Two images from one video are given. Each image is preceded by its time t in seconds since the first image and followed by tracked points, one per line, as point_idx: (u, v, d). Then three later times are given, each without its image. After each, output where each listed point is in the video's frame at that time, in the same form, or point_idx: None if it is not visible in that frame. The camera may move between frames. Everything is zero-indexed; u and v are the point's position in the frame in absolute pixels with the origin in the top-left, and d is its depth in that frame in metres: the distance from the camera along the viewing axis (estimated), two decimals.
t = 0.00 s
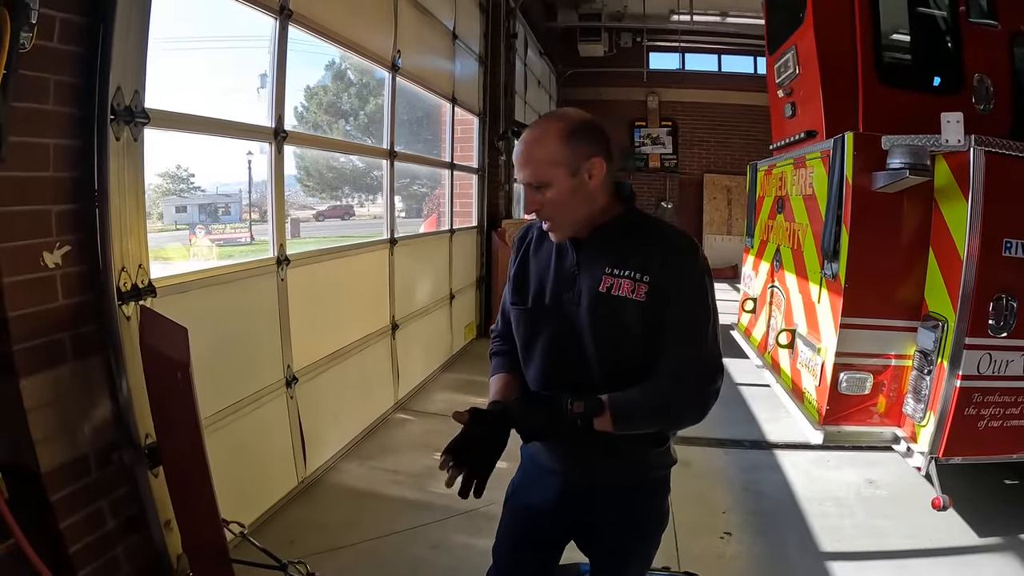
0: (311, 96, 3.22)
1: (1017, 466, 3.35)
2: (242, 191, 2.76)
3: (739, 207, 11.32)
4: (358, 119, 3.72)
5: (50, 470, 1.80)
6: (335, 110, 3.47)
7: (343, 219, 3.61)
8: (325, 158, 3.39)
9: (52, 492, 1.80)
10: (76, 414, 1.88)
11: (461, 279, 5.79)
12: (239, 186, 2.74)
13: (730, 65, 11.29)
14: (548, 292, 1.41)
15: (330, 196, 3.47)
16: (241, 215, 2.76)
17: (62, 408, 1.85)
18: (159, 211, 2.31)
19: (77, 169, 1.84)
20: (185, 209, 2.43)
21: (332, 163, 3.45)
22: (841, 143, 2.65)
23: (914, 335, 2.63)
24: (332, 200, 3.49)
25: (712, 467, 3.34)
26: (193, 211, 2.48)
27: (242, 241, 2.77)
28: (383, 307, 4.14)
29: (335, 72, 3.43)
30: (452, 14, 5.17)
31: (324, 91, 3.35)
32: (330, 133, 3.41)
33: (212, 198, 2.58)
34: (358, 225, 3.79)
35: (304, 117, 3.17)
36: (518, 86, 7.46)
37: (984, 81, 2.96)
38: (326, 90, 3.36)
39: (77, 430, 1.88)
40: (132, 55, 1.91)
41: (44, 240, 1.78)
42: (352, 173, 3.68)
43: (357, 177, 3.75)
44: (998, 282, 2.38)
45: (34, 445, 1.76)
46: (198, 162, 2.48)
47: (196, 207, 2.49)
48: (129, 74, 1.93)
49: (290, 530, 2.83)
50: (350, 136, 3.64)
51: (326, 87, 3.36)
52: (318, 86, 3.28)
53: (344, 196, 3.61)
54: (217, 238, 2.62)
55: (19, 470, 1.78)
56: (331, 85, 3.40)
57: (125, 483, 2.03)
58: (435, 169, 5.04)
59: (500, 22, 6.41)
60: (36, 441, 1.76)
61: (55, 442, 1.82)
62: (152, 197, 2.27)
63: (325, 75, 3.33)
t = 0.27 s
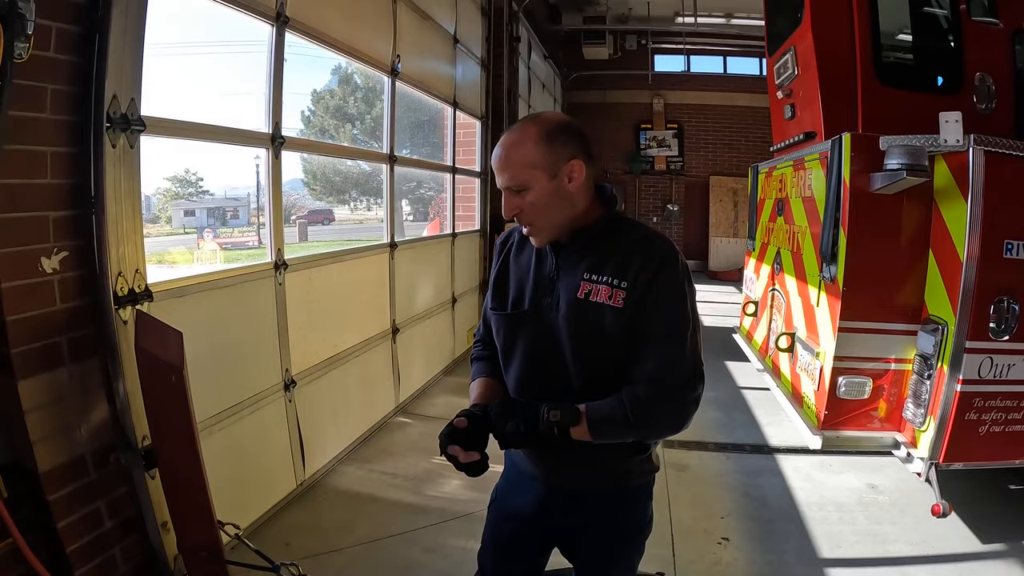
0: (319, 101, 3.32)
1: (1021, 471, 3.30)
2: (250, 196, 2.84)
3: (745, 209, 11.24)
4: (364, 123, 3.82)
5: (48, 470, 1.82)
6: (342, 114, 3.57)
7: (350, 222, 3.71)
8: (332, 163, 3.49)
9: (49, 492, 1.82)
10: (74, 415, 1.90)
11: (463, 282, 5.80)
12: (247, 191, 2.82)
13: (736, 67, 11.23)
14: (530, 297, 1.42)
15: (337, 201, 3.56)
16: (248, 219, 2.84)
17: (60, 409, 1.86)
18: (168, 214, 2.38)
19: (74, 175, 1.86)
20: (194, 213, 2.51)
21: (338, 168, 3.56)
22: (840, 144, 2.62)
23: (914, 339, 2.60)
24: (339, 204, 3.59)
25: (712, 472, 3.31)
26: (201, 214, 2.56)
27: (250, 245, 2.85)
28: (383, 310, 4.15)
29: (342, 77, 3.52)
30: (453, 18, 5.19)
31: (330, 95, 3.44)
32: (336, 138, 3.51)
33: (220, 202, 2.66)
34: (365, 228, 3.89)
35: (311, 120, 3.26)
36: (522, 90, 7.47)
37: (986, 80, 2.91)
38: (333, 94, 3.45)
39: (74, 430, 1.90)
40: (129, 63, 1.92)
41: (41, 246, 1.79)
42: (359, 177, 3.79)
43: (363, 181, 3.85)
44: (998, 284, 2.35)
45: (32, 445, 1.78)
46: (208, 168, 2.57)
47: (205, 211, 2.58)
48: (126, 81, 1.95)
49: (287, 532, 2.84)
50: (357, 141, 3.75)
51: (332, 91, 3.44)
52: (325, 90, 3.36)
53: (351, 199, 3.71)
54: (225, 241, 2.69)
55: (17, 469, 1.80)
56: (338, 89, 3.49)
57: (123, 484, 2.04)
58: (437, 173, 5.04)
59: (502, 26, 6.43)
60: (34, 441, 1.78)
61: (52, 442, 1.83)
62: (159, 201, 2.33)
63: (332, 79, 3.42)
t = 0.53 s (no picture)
0: (323, 102, 3.36)
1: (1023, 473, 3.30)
2: (255, 197, 2.87)
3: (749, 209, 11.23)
4: (368, 125, 3.86)
5: (51, 470, 1.84)
6: (346, 116, 3.60)
7: (355, 223, 3.75)
8: (337, 165, 3.53)
9: (53, 492, 1.84)
10: (77, 416, 1.92)
11: (465, 283, 5.82)
12: (252, 192, 2.85)
13: (739, 67, 11.23)
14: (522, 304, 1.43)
15: (341, 202, 3.59)
16: (253, 220, 2.87)
17: (64, 410, 1.89)
18: (172, 216, 2.41)
19: (77, 180, 1.89)
20: (198, 214, 2.54)
21: (343, 169, 3.60)
22: (838, 145, 2.63)
23: (913, 340, 2.60)
24: (344, 205, 3.63)
25: (711, 473, 3.32)
26: (206, 215, 2.59)
27: (255, 245, 2.89)
28: (385, 312, 4.17)
29: (347, 78, 3.57)
30: (455, 21, 5.21)
31: (334, 96, 3.47)
32: (340, 140, 3.55)
33: (225, 204, 2.69)
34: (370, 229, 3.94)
35: (315, 122, 3.29)
36: (524, 91, 7.49)
37: (986, 80, 2.91)
38: (337, 96, 3.48)
39: (78, 431, 1.92)
40: (131, 68, 1.95)
41: (45, 250, 1.82)
42: (364, 179, 3.83)
43: (367, 183, 3.89)
44: (997, 286, 2.35)
45: (36, 446, 1.80)
46: (213, 169, 2.60)
47: (210, 213, 2.61)
48: (128, 87, 1.97)
49: (289, 532, 2.86)
50: (361, 142, 3.78)
51: (336, 92, 3.48)
52: (329, 91, 3.40)
53: (355, 200, 3.75)
54: (230, 242, 2.73)
55: (21, 469, 1.82)
56: (342, 91, 3.52)
57: (126, 484, 2.06)
58: (439, 174, 5.05)
59: (505, 28, 6.45)
60: (38, 442, 1.80)
61: (56, 442, 1.86)
62: (164, 203, 2.37)
63: (337, 80, 3.46)
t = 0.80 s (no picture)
0: (326, 103, 3.37)
1: None
2: (258, 197, 2.89)
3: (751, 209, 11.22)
4: (371, 125, 3.87)
5: (54, 469, 1.86)
6: (348, 116, 3.62)
7: (358, 223, 3.77)
8: (339, 166, 3.55)
9: (56, 491, 1.86)
10: (80, 416, 1.94)
11: (467, 284, 5.83)
12: (255, 192, 2.87)
13: (741, 67, 11.22)
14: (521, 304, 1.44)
15: (343, 202, 3.61)
16: (256, 220, 2.89)
17: (67, 410, 1.90)
18: (175, 216, 2.42)
19: (80, 182, 1.91)
20: (201, 214, 2.56)
21: (345, 170, 3.61)
22: (838, 145, 2.63)
23: (913, 340, 2.61)
24: (346, 206, 3.64)
25: (712, 473, 3.33)
26: (209, 216, 2.61)
27: (258, 245, 2.91)
28: (387, 312, 4.19)
29: (349, 78, 3.58)
30: (456, 21, 5.22)
31: (337, 96, 3.49)
32: (343, 140, 3.56)
33: (228, 204, 2.71)
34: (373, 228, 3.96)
35: (318, 122, 3.31)
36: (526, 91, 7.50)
37: (986, 80, 2.90)
38: (339, 96, 3.50)
39: (81, 430, 1.94)
40: (133, 70, 1.96)
41: (49, 251, 1.84)
42: (366, 179, 3.85)
43: (369, 183, 3.91)
44: (996, 286, 2.35)
45: (39, 445, 1.82)
46: (215, 170, 2.61)
47: (212, 213, 2.63)
48: (130, 89, 1.98)
49: (291, 531, 2.88)
50: (364, 142, 3.80)
51: (339, 93, 3.50)
52: (331, 92, 3.42)
53: (357, 201, 3.77)
54: (232, 242, 2.74)
55: (25, 469, 1.84)
56: (344, 91, 3.54)
57: (129, 483, 2.08)
58: (441, 175, 5.06)
59: (506, 29, 6.46)
60: (41, 441, 1.82)
61: (59, 442, 1.87)
62: (167, 203, 2.39)
63: (339, 80, 3.48)
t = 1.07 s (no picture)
0: (328, 103, 3.38)
1: None
2: (261, 198, 2.90)
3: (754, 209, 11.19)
4: (373, 125, 3.89)
5: (57, 469, 1.87)
6: (350, 116, 3.62)
7: (360, 223, 3.79)
8: (342, 167, 3.56)
9: (59, 490, 1.87)
10: (83, 415, 1.95)
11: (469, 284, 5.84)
12: (257, 193, 2.88)
13: (744, 67, 11.20)
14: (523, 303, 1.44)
15: (346, 202, 3.62)
16: (259, 220, 2.91)
17: (70, 410, 1.91)
18: (178, 216, 2.43)
19: (83, 182, 1.92)
20: (204, 214, 2.57)
21: (348, 170, 3.62)
22: (838, 145, 2.63)
23: (914, 340, 2.60)
24: (348, 206, 3.65)
25: (713, 473, 3.33)
26: (212, 215, 2.62)
27: (260, 246, 2.92)
28: (389, 312, 4.20)
29: (351, 79, 3.59)
30: (457, 22, 5.22)
31: (339, 96, 3.50)
32: (345, 140, 3.57)
33: (231, 204, 2.72)
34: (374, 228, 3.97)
35: (320, 123, 3.32)
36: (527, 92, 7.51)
37: (988, 80, 2.90)
38: (341, 96, 3.51)
39: (84, 430, 1.95)
40: (136, 72, 1.97)
41: (52, 251, 1.85)
42: (368, 179, 3.85)
43: (372, 183, 3.92)
44: (998, 285, 2.34)
45: (42, 445, 1.83)
46: (218, 170, 2.62)
47: (215, 212, 2.64)
48: (132, 90, 2.00)
49: (293, 530, 2.89)
50: (366, 143, 3.81)
51: (341, 93, 3.51)
52: (334, 92, 3.43)
53: (360, 201, 3.78)
54: (235, 242, 2.76)
55: (28, 468, 1.85)
56: (346, 91, 3.55)
57: (131, 482, 2.09)
58: (442, 175, 5.07)
59: (508, 29, 6.46)
60: (44, 440, 1.83)
61: (62, 441, 1.88)
62: (170, 203, 2.40)
63: (341, 81, 3.49)
